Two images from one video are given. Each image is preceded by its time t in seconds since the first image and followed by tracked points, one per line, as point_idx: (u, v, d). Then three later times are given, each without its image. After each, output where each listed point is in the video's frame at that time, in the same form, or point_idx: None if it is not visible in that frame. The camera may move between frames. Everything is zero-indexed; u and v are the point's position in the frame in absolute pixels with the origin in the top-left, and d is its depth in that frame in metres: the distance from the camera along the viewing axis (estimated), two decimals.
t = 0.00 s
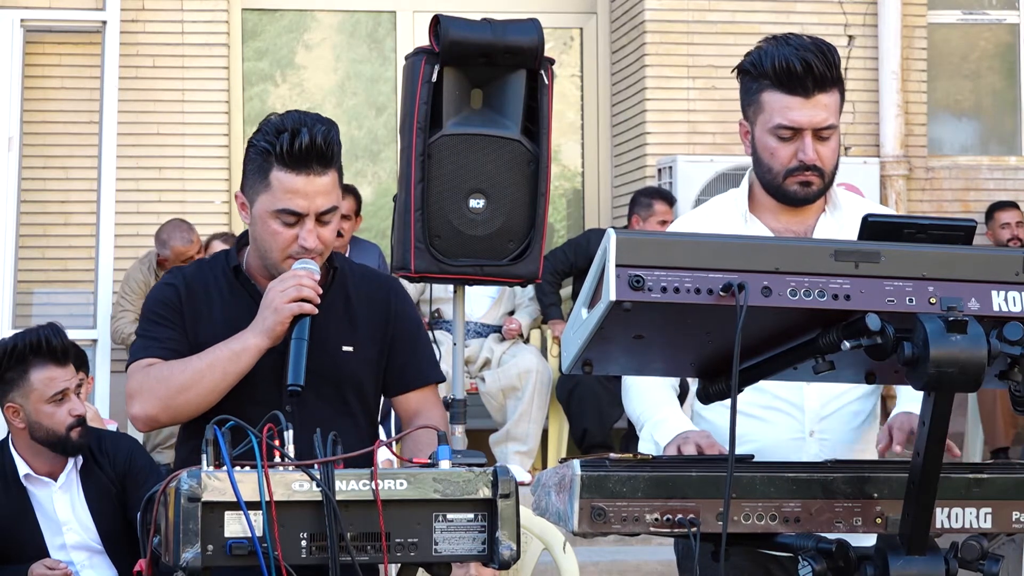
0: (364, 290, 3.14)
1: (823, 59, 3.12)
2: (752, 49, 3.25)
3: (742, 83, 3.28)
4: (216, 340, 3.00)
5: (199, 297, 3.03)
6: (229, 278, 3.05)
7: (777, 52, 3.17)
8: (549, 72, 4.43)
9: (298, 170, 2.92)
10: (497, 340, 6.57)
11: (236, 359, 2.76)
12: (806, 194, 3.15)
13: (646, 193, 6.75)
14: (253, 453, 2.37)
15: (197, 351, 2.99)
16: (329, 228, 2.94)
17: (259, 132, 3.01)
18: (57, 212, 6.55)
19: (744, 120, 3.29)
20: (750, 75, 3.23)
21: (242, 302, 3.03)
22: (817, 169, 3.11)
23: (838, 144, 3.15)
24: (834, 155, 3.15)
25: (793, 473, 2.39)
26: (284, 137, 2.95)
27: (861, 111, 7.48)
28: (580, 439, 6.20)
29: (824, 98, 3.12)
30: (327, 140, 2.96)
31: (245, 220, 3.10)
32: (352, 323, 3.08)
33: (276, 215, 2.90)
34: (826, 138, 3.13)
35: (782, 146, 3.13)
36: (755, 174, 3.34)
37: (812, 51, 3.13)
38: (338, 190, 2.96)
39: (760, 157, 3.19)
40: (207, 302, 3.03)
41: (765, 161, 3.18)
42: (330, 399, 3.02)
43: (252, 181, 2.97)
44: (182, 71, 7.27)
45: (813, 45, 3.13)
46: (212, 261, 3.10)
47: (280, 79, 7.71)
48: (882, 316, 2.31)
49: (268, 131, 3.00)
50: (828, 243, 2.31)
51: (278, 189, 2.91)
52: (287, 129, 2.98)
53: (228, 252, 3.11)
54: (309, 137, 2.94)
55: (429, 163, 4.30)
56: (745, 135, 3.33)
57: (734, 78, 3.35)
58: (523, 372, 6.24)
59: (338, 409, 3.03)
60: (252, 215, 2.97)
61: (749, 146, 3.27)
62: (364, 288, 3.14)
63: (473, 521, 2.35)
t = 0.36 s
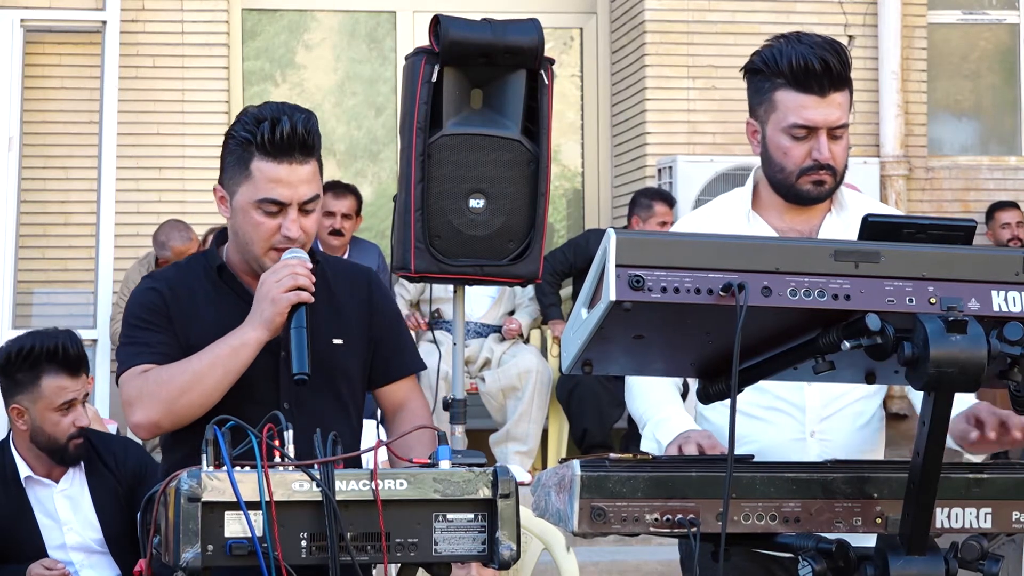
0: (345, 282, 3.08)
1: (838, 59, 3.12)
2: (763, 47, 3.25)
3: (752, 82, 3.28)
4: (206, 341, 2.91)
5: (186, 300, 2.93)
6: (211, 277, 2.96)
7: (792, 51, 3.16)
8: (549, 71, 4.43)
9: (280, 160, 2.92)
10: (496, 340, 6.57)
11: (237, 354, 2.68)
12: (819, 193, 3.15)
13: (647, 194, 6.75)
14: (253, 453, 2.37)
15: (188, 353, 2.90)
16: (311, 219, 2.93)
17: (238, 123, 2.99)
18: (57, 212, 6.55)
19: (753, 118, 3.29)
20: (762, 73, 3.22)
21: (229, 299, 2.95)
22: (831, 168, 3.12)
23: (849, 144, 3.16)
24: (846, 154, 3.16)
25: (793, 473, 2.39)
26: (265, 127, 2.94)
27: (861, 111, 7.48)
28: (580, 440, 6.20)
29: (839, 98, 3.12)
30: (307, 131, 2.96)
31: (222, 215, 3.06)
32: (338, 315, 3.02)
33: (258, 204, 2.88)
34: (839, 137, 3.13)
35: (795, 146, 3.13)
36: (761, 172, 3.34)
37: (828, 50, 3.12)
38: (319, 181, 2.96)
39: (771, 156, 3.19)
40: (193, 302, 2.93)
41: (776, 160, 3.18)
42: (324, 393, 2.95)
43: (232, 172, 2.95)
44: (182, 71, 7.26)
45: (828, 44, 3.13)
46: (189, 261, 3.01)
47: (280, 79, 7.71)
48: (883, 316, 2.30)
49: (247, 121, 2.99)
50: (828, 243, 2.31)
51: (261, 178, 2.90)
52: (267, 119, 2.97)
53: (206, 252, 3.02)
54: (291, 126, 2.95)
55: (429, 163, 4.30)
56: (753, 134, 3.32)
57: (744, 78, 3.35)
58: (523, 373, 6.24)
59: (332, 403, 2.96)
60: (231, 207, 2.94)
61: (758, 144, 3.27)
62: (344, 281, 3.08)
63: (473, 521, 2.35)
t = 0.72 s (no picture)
0: (332, 280, 3.08)
1: (831, 64, 3.11)
2: (763, 48, 3.25)
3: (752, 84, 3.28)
4: (202, 339, 2.91)
5: (180, 298, 2.93)
6: (203, 275, 2.97)
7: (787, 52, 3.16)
8: (549, 72, 4.43)
9: (279, 148, 2.93)
10: (497, 340, 6.56)
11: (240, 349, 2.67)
12: (805, 196, 3.18)
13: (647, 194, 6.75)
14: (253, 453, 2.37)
15: (185, 351, 2.90)
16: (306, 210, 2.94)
17: (234, 111, 2.99)
18: (57, 212, 6.55)
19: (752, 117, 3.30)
20: (760, 74, 3.23)
21: (223, 299, 2.96)
22: (817, 171, 3.13)
23: (845, 148, 3.15)
24: (839, 158, 3.15)
25: (794, 473, 2.39)
26: (265, 115, 2.95)
27: (861, 111, 7.49)
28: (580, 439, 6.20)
29: (831, 103, 3.11)
30: (305, 122, 2.98)
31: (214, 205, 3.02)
32: (327, 314, 3.02)
33: (256, 192, 2.88)
34: (830, 142, 3.12)
35: (784, 147, 3.15)
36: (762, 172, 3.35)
37: (820, 54, 3.12)
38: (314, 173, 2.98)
39: (763, 156, 3.21)
40: (187, 300, 2.93)
41: (767, 160, 3.20)
42: (318, 391, 2.95)
43: (229, 160, 2.95)
44: (182, 71, 7.27)
45: (823, 48, 3.12)
46: (178, 261, 3.00)
47: (280, 79, 7.70)
48: (883, 317, 2.30)
49: (245, 109, 2.98)
50: (827, 244, 2.31)
51: (259, 165, 2.90)
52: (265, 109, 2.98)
53: (197, 250, 3.02)
54: (291, 116, 2.97)
55: (429, 163, 4.30)
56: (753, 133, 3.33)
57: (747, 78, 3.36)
58: (523, 372, 6.24)
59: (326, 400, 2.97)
60: (227, 197, 2.94)
61: (756, 143, 3.28)
62: (332, 280, 3.09)
63: (473, 521, 2.35)
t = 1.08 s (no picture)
0: (340, 282, 3.08)
1: (836, 66, 3.12)
2: (764, 53, 3.24)
3: (754, 89, 3.27)
4: (207, 336, 2.89)
5: (186, 294, 2.92)
6: (211, 271, 2.96)
7: (789, 58, 3.16)
8: (549, 71, 4.43)
9: (291, 150, 2.93)
10: (496, 340, 6.57)
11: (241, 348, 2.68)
12: (818, 200, 3.18)
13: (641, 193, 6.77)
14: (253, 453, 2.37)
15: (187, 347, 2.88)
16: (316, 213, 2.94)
17: (252, 113, 3.00)
18: (57, 212, 6.55)
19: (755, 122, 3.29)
20: (763, 80, 3.22)
21: (230, 296, 2.94)
22: (830, 175, 3.13)
23: (851, 150, 3.17)
24: (846, 159, 3.17)
25: (793, 473, 2.39)
26: (280, 118, 2.95)
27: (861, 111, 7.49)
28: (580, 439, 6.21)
29: (838, 105, 3.12)
30: (319, 125, 2.97)
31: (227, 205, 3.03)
32: (333, 314, 3.02)
33: (265, 193, 2.89)
34: (838, 144, 3.14)
35: (795, 153, 3.15)
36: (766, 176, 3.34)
37: (827, 59, 3.12)
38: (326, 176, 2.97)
39: (772, 162, 3.20)
40: (192, 296, 2.92)
41: (777, 166, 3.19)
42: (320, 386, 2.94)
43: (241, 161, 2.95)
44: (182, 71, 7.27)
45: (828, 52, 3.12)
46: (188, 258, 2.99)
47: (280, 79, 7.71)
48: (882, 317, 2.30)
49: (263, 112, 2.99)
50: (827, 244, 2.31)
51: (270, 166, 2.90)
52: (282, 112, 2.98)
53: (206, 248, 3.02)
54: (305, 120, 2.96)
55: (429, 162, 4.29)
56: (755, 137, 3.33)
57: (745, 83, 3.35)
58: (523, 372, 6.24)
59: (329, 399, 2.95)
60: (238, 197, 2.94)
61: (761, 148, 3.27)
62: (339, 281, 3.09)
63: (473, 521, 2.35)
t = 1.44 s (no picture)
0: (367, 283, 3.08)
1: (846, 54, 3.13)
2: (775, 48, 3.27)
3: (763, 82, 3.29)
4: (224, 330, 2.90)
5: (208, 287, 2.94)
6: (239, 266, 2.98)
7: (798, 47, 3.18)
8: (549, 71, 4.43)
9: (323, 160, 2.91)
10: (496, 340, 6.56)
11: (246, 346, 2.70)
12: (825, 189, 3.14)
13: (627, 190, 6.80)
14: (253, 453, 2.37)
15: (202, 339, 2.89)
16: (342, 221, 2.93)
17: (290, 118, 3.00)
18: (57, 211, 6.55)
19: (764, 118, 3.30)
20: (773, 71, 3.24)
21: (253, 292, 2.95)
22: (837, 163, 3.11)
23: (859, 142, 3.15)
24: (854, 152, 3.15)
25: (793, 473, 2.39)
26: (316, 126, 2.94)
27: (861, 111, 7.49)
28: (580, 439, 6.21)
29: (845, 93, 3.13)
30: (355, 137, 2.95)
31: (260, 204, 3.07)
32: (358, 314, 3.02)
33: (292, 198, 2.89)
34: (846, 133, 3.13)
35: (802, 139, 3.14)
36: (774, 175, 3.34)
37: (836, 46, 3.14)
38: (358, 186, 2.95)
39: (779, 152, 3.19)
40: (214, 288, 2.94)
41: (784, 155, 3.18)
42: (336, 386, 2.94)
43: (275, 164, 2.96)
44: (182, 71, 7.27)
45: (837, 41, 3.15)
46: (218, 252, 3.02)
47: (280, 78, 7.71)
48: (882, 317, 2.30)
49: (301, 118, 2.98)
50: (828, 243, 2.30)
51: (300, 172, 2.90)
52: (320, 119, 2.97)
53: (235, 245, 3.04)
54: (340, 131, 2.94)
55: (429, 163, 4.30)
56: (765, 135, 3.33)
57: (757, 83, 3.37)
58: (523, 372, 6.24)
59: (344, 399, 2.95)
60: (269, 196, 2.96)
61: (769, 144, 3.27)
62: (368, 283, 3.09)
63: (473, 521, 2.35)
